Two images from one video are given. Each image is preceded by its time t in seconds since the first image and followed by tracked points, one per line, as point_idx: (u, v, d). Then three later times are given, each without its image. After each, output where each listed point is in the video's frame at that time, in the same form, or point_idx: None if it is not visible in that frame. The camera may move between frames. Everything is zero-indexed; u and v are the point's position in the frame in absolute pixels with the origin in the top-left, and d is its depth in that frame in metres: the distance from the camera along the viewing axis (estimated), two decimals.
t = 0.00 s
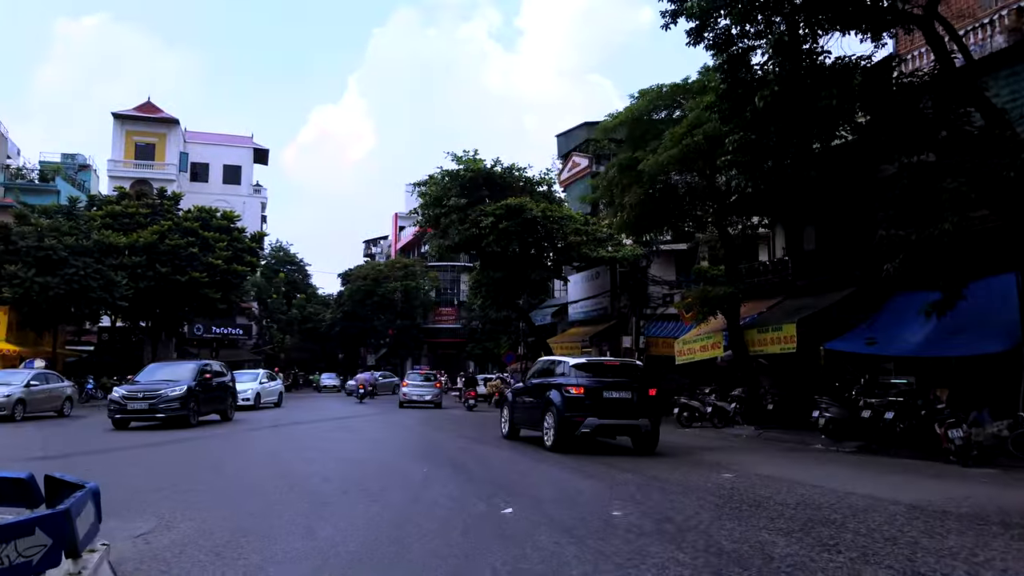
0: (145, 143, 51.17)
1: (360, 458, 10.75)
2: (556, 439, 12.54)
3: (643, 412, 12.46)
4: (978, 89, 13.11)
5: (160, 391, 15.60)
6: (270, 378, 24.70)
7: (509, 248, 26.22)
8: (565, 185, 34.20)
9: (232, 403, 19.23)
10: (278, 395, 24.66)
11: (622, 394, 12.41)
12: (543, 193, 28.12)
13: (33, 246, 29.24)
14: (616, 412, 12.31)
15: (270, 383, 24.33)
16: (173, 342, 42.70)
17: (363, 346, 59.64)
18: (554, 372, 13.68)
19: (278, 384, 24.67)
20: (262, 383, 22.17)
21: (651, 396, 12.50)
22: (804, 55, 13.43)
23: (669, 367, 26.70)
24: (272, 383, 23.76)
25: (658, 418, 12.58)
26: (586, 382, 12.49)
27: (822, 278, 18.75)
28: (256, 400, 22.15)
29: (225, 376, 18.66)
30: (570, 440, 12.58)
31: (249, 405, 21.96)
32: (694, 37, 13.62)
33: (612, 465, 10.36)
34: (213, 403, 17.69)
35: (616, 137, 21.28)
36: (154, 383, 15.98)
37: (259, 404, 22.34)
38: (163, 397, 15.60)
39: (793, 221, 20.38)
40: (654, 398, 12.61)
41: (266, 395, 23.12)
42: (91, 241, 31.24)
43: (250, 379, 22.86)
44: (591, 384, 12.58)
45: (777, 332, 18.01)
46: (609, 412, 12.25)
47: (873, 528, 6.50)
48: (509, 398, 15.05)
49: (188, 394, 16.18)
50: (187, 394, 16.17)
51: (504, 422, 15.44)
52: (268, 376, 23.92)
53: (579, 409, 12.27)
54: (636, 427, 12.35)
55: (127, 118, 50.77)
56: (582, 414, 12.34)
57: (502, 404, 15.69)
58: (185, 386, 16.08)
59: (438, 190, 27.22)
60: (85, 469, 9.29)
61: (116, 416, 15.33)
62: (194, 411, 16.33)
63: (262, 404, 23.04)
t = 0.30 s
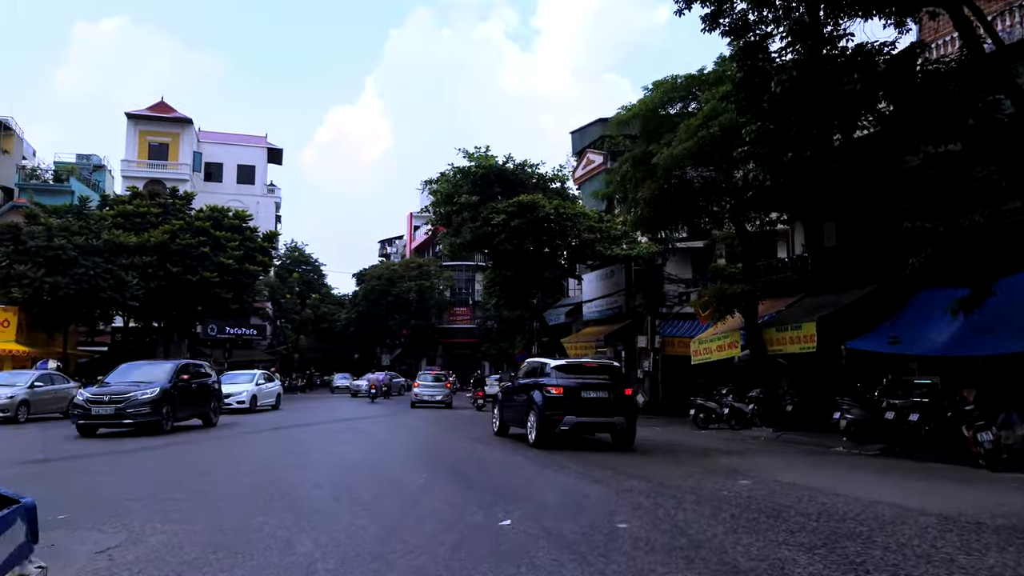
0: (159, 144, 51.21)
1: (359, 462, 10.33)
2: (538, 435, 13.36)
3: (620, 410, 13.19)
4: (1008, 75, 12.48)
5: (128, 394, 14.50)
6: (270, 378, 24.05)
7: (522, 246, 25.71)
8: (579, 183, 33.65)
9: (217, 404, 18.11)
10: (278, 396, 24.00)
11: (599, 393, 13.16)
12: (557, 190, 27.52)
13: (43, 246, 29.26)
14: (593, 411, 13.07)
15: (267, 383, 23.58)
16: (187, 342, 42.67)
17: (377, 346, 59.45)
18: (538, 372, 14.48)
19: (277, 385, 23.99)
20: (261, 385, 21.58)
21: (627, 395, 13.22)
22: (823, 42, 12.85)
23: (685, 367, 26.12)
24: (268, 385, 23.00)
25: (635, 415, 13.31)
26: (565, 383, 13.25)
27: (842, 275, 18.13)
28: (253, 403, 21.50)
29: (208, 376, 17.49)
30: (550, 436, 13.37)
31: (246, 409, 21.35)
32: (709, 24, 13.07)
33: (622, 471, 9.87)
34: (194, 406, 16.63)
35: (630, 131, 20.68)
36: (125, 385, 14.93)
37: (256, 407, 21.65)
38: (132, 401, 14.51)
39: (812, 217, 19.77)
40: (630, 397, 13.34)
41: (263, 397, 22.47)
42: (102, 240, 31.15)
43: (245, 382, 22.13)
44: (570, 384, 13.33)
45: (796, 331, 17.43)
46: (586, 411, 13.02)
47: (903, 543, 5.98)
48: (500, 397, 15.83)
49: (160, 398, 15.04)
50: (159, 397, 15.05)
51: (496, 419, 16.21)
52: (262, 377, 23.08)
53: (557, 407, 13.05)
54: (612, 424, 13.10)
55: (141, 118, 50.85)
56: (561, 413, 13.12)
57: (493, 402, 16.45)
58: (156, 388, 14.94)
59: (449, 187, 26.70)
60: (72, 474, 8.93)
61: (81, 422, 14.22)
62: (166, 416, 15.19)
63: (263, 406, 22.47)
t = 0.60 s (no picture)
0: (172, 143, 51.17)
1: (357, 465, 9.89)
2: (524, 432, 14.10)
3: (601, 407, 13.92)
4: None
5: (84, 397, 13.02)
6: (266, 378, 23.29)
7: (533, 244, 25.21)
8: (592, 180, 33.10)
9: (194, 404, 16.61)
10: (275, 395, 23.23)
11: (580, 391, 13.90)
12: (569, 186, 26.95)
13: (53, 245, 29.10)
14: (575, 407, 13.79)
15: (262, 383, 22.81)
16: (199, 342, 42.54)
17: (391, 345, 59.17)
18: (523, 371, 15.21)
19: (273, 385, 23.20)
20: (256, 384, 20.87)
21: (607, 392, 13.94)
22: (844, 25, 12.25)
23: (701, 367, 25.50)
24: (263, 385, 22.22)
25: (616, 412, 14.04)
26: (548, 381, 13.97)
27: (863, 271, 17.51)
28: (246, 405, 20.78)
29: (183, 374, 15.96)
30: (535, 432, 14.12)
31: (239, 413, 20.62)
32: (723, 7, 12.50)
33: (631, 474, 9.37)
34: (165, 410, 15.03)
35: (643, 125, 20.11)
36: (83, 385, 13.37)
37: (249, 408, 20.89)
38: (89, 403, 12.99)
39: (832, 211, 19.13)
40: (610, 394, 14.06)
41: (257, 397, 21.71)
42: (112, 239, 30.95)
43: (237, 382, 21.35)
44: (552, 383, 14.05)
45: (816, 330, 16.81)
46: (569, 409, 13.76)
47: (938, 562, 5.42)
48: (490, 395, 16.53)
49: (121, 400, 13.51)
50: (119, 399, 13.55)
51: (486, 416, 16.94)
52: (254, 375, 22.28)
53: (541, 405, 13.79)
54: (593, 420, 13.84)
55: (154, 118, 50.88)
56: (545, 410, 13.88)
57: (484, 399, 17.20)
58: (116, 389, 13.42)
59: (459, 185, 26.20)
60: (56, 476, 8.56)
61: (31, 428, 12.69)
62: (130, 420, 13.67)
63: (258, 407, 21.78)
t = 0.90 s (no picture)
0: (188, 144, 51.25)
1: (357, 468, 9.55)
2: (516, 428, 15.01)
3: (587, 405, 14.86)
4: None
5: (29, 400, 11.93)
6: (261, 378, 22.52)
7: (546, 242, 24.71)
8: (608, 177, 32.54)
9: (167, 409, 15.40)
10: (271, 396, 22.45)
11: (568, 390, 14.81)
12: (583, 183, 26.42)
13: (67, 245, 29.03)
14: (563, 405, 14.70)
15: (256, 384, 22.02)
16: (215, 342, 42.48)
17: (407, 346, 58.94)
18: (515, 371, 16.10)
19: (268, 385, 22.44)
20: (249, 384, 20.13)
21: (594, 391, 14.86)
22: (867, 8, 11.71)
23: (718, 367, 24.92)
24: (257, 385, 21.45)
25: (602, 410, 14.99)
26: (538, 380, 14.87)
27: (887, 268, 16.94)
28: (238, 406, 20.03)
29: (153, 376, 14.79)
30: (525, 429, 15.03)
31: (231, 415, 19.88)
32: None
33: (641, 480, 8.96)
34: (131, 413, 13.85)
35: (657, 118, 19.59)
36: (33, 386, 12.31)
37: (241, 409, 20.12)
38: (33, 408, 11.90)
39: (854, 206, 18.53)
40: (596, 392, 14.98)
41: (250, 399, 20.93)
42: (125, 239, 30.85)
43: (229, 381, 20.58)
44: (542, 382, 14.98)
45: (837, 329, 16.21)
46: (556, 406, 14.69)
47: None
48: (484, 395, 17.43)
49: (72, 403, 12.35)
50: (72, 402, 12.38)
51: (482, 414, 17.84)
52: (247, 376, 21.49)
53: (530, 403, 14.71)
54: (581, 417, 14.78)
55: (169, 118, 50.93)
56: (535, 407, 14.76)
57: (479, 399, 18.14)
58: (67, 391, 12.27)
59: (471, 182, 25.77)
60: (44, 479, 8.26)
61: None
62: (81, 426, 12.49)
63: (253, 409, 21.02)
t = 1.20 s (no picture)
0: (207, 144, 51.38)
1: (355, 473, 9.14)
2: (515, 426, 15.42)
3: (583, 403, 15.23)
4: None
5: None
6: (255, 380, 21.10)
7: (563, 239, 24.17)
8: (627, 174, 31.94)
9: (130, 413, 13.55)
10: (266, 400, 21.07)
11: (564, 389, 15.22)
12: (600, 179, 25.80)
13: (83, 245, 29.01)
14: (559, 403, 15.10)
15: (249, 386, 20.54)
16: (233, 342, 42.45)
17: (426, 345, 58.71)
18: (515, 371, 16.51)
19: (264, 388, 21.11)
20: (242, 384, 18.78)
21: (589, 390, 15.24)
22: None
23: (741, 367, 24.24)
24: (250, 386, 20.01)
25: (597, 408, 15.38)
26: (536, 380, 15.29)
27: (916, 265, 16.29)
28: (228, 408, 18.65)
29: (114, 376, 12.96)
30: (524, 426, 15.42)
31: (220, 418, 18.53)
32: None
33: (653, 488, 8.44)
34: (88, 423, 12.10)
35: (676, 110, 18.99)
36: None
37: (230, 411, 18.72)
38: None
39: (882, 200, 17.85)
40: (590, 391, 15.36)
41: (243, 401, 19.51)
42: (141, 239, 30.79)
43: (219, 382, 19.18)
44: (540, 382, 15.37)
45: (865, 328, 15.57)
46: (552, 405, 15.11)
47: None
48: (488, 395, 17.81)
49: (9, 408, 10.57)
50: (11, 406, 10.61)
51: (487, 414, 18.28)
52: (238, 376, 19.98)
53: (527, 401, 15.13)
54: (576, 415, 15.18)
55: (189, 119, 51.07)
56: (533, 406, 15.17)
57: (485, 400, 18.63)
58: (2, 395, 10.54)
59: (486, 179, 25.33)
60: (29, 484, 7.92)
61: None
62: (20, 436, 10.71)
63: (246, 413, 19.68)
